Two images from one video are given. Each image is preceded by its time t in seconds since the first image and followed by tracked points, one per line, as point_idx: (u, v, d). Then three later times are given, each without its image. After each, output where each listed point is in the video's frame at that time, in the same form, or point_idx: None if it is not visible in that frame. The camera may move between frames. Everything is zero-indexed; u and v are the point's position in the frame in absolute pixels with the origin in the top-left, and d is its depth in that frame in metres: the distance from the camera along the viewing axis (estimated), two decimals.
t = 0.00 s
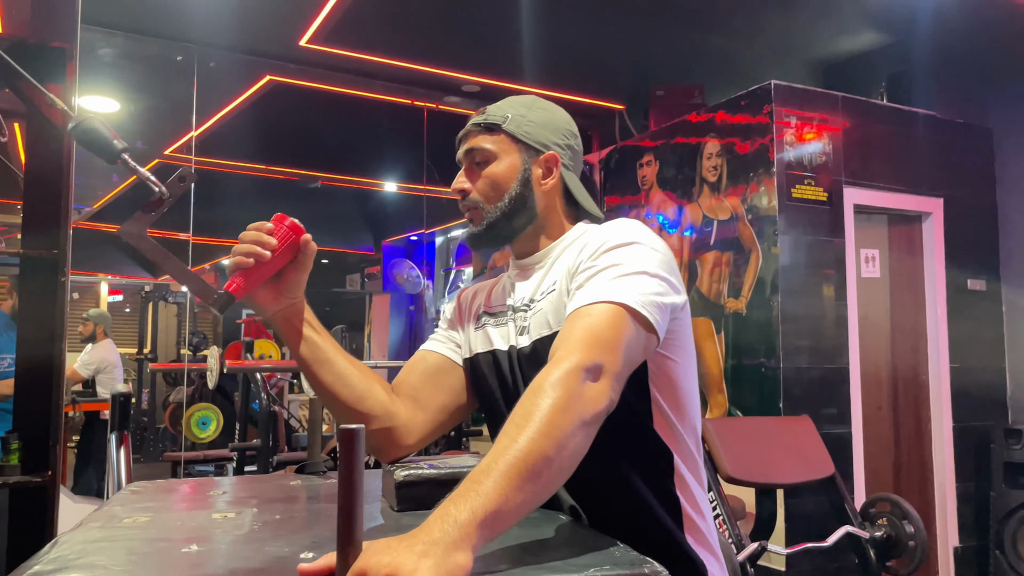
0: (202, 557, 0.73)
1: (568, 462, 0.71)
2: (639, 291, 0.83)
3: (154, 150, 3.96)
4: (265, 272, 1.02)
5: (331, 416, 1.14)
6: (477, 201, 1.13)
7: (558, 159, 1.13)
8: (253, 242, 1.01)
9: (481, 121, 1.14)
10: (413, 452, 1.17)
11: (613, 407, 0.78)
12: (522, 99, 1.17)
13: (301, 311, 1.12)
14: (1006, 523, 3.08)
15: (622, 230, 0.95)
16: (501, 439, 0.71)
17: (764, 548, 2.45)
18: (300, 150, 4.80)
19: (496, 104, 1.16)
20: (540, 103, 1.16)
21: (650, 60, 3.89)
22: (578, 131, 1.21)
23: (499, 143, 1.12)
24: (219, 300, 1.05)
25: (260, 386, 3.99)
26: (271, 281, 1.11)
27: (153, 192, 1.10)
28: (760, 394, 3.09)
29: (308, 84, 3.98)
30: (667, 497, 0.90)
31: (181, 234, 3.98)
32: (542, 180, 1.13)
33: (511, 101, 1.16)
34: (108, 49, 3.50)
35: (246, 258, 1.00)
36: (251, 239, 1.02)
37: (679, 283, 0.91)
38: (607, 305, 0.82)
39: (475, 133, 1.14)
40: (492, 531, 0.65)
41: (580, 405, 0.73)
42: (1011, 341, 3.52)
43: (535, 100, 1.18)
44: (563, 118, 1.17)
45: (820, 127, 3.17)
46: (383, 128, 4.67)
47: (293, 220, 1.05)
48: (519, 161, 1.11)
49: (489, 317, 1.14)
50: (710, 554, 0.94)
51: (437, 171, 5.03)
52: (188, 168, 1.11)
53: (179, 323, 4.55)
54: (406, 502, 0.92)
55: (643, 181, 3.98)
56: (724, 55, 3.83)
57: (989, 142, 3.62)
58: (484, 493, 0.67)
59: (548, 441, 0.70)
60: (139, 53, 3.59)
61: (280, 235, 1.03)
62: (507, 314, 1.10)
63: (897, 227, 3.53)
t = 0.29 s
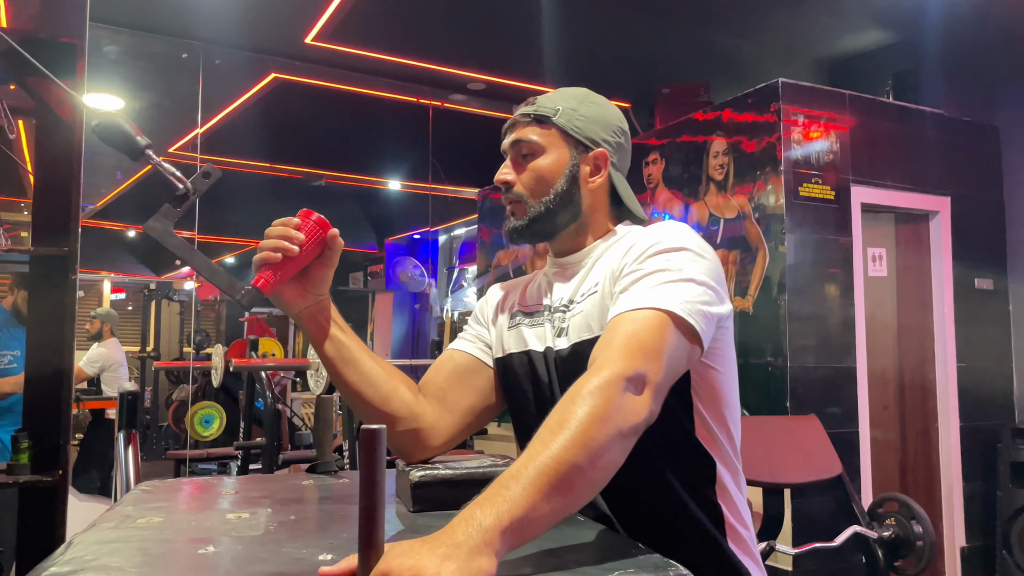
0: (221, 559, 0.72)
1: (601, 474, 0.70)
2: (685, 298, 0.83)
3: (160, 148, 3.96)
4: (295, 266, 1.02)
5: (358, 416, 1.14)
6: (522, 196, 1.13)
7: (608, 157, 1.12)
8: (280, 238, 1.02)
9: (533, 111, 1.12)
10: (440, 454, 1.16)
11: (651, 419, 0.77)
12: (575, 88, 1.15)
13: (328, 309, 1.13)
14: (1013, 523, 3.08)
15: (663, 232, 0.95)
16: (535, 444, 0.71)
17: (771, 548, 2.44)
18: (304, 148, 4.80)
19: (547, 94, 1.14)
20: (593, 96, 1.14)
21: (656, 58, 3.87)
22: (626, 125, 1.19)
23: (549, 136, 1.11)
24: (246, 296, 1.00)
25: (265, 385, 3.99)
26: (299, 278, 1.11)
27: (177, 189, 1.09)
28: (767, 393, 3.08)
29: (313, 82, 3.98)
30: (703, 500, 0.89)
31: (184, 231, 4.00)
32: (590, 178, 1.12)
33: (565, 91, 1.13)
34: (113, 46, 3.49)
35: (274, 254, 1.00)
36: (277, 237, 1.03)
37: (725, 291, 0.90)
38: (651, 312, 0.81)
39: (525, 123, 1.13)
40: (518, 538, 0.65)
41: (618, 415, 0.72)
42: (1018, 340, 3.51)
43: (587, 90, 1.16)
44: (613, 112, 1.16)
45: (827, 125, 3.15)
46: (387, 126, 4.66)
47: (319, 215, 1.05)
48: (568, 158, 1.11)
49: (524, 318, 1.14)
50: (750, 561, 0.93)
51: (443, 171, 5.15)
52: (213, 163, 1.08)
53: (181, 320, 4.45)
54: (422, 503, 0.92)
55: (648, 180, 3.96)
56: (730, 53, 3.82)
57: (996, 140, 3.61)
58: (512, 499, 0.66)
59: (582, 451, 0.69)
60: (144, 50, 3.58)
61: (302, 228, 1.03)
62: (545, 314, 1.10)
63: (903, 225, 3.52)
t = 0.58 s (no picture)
0: (228, 562, 0.72)
1: (617, 479, 0.70)
2: (691, 304, 0.83)
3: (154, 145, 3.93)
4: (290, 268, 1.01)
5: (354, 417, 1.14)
6: (520, 203, 1.12)
7: (609, 165, 1.12)
8: (276, 238, 1.01)
9: (534, 116, 1.10)
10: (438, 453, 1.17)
11: (670, 426, 0.77)
12: (576, 91, 1.13)
13: (323, 311, 1.12)
14: (1006, 520, 3.10)
15: (665, 237, 0.95)
16: (549, 450, 0.71)
17: (767, 546, 2.46)
18: (299, 145, 4.77)
19: (548, 96, 1.11)
20: (593, 100, 1.12)
21: (652, 55, 3.86)
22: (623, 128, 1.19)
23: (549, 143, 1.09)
24: (243, 296, 0.98)
25: (260, 382, 3.98)
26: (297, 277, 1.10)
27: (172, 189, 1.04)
28: (762, 390, 3.09)
29: (309, 78, 3.95)
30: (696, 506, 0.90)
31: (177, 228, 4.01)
32: (591, 186, 1.12)
33: (566, 95, 1.11)
34: (109, 42, 3.46)
35: (270, 256, 1.00)
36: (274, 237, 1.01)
37: (727, 296, 0.90)
38: (661, 318, 0.82)
39: (524, 129, 1.10)
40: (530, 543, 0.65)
41: (636, 420, 0.72)
42: (1011, 339, 3.54)
43: (587, 93, 1.14)
44: (612, 116, 1.15)
45: (822, 124, 3.16)
46: (383, 123, 4.64)
47: (316, 215, 1.04)
48: (568, 167, 1.10)
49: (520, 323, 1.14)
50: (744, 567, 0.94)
51: (439, 168, 5.17)
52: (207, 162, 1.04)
53: (173, 316, 4.37)
54: (427, 504, 0.92)
55: (644, 177, 3.95)
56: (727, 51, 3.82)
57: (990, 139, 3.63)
58: (526, 502, 0.66)
59: (597, 456, 0.69)
60: (139, 46, 3.55)
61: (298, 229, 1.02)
62: (542, 318, 1.10)
63: (898, 223, 3.53)
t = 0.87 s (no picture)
0: (231, 562, 0.72)
1: (649, 513, 0.68)
2: (753, 353, 0.83)
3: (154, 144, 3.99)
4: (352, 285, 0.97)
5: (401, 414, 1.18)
6: (581, 216, 1.09)
7: (677, 181, 1.07)
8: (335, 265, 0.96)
9: (600, 123, 1.05)
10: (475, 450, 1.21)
11: (720, 468, 0.73)
12: (647, 93, 1.06)
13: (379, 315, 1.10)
14: (995, 518, 3.14)
15: (738, 275, 0.95)
16: (580, 466, 0.71)
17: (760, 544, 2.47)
18: (291, 140, 4.75)
19: (613, 102, 1.05)
20: (665, 104, 1.06)
21: (644, 53, 3.86)
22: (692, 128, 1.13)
23: (615, 154, 1.05)
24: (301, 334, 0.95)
25: (250, 381, 3.95)
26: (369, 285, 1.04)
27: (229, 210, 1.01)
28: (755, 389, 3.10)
29: (300, 75, 3.93)
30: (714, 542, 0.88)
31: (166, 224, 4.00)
32: (657, 205, 1.08)
33: (636, 99, 1.05)
34: (99, 36, 3.43)
35: (337, 288, 0.98)
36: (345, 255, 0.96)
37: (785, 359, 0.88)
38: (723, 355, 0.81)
39: (589, 137, 1.06)
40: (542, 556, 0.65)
41: (678, 451, 0.71)
42: (1000, 338, 3.57)
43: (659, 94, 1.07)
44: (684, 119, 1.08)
45: (814, 123, 3.16)
46: (375, 119, 4.61)
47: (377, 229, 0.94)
48: (634, 180, 1.06)
49: (565, 332, 1.14)
50: None
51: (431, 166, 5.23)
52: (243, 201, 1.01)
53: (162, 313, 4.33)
54: (425, 503, 0.99)
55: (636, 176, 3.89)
56: (720, 50, 3.83)
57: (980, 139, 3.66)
58: (540, 509, 0.67)
59: (627, 483, 0.68)
60: (130, 41, 3.51)
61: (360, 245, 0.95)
62: (595, 337, 1.10)
63: (888, 222, 3.54)
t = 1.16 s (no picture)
0: (230, 561, 0.74)
1: None
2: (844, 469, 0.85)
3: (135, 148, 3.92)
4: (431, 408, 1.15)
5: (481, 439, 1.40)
6: (707, 324, 1.13)
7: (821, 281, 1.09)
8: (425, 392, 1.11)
9: (734, 230, 1.05)
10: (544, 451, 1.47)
11: None
12: (793, 191, 1.04)
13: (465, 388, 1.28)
14: (982, 513, 3.18)
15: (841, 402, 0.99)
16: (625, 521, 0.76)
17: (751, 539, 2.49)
18: (281, 135, 4.72)
19: (748, 203, 1.04)
20: (809, 203, 1.04)
21: (634, 50, 3.86)
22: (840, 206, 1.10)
23: (748, 263, 1.07)
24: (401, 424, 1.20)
25: (239, 378, 3.93)
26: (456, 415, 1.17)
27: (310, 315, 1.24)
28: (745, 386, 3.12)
29: (290, 71, 3.91)
30: None
31: (153, 220, 3.96)
32: (798, 306, 1.10)
33: (777, 199, 1.03)
34: (87, 32, 3.40)
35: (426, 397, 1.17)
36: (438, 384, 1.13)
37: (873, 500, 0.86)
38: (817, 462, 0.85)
39: (718, 240, 1.07)
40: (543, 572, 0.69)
41: (727, 540, 0.73)
42: (987, 335, 3.62)
43: (806, 185, 1.05)
44: (832, 209, 1.07)
45: (803, 121, 3.13)
46: (366, 115, 4.59)
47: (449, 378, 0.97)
48: (769, 288, 1.08)
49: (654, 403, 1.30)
50: None
51: (423, 164, 5.22)
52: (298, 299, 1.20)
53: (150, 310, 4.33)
54: (424, 501, 1.06)
55: (628, 174, 3.85)
56: (710, 48, 3.85)
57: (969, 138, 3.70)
58: (555, 539, 0.71)
59: (660, 549, 0.71)
60: (118, 36, 3.48)
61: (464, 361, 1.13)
62: (685, 427, 1.23)
63: (877, 220, 3.57)
